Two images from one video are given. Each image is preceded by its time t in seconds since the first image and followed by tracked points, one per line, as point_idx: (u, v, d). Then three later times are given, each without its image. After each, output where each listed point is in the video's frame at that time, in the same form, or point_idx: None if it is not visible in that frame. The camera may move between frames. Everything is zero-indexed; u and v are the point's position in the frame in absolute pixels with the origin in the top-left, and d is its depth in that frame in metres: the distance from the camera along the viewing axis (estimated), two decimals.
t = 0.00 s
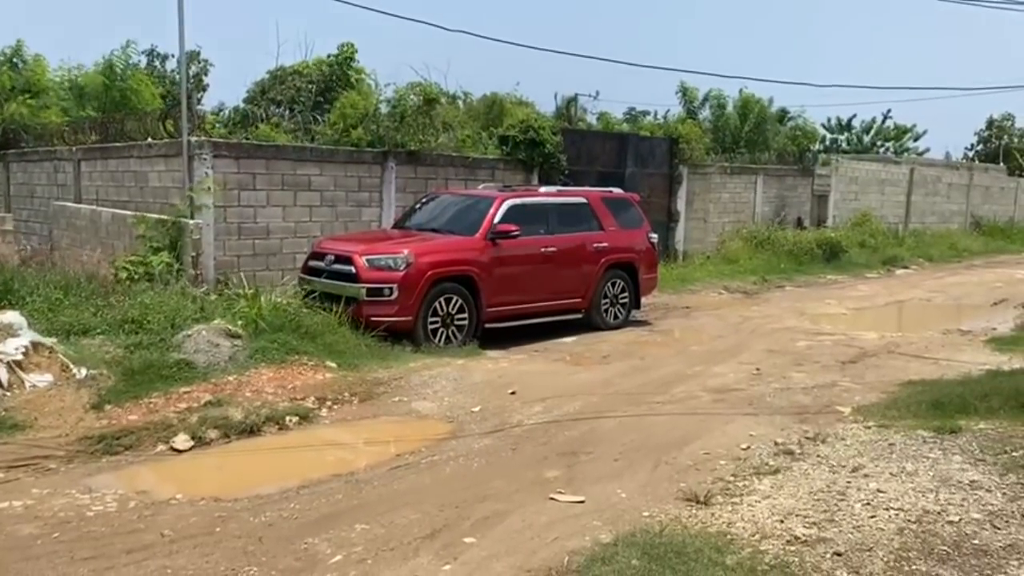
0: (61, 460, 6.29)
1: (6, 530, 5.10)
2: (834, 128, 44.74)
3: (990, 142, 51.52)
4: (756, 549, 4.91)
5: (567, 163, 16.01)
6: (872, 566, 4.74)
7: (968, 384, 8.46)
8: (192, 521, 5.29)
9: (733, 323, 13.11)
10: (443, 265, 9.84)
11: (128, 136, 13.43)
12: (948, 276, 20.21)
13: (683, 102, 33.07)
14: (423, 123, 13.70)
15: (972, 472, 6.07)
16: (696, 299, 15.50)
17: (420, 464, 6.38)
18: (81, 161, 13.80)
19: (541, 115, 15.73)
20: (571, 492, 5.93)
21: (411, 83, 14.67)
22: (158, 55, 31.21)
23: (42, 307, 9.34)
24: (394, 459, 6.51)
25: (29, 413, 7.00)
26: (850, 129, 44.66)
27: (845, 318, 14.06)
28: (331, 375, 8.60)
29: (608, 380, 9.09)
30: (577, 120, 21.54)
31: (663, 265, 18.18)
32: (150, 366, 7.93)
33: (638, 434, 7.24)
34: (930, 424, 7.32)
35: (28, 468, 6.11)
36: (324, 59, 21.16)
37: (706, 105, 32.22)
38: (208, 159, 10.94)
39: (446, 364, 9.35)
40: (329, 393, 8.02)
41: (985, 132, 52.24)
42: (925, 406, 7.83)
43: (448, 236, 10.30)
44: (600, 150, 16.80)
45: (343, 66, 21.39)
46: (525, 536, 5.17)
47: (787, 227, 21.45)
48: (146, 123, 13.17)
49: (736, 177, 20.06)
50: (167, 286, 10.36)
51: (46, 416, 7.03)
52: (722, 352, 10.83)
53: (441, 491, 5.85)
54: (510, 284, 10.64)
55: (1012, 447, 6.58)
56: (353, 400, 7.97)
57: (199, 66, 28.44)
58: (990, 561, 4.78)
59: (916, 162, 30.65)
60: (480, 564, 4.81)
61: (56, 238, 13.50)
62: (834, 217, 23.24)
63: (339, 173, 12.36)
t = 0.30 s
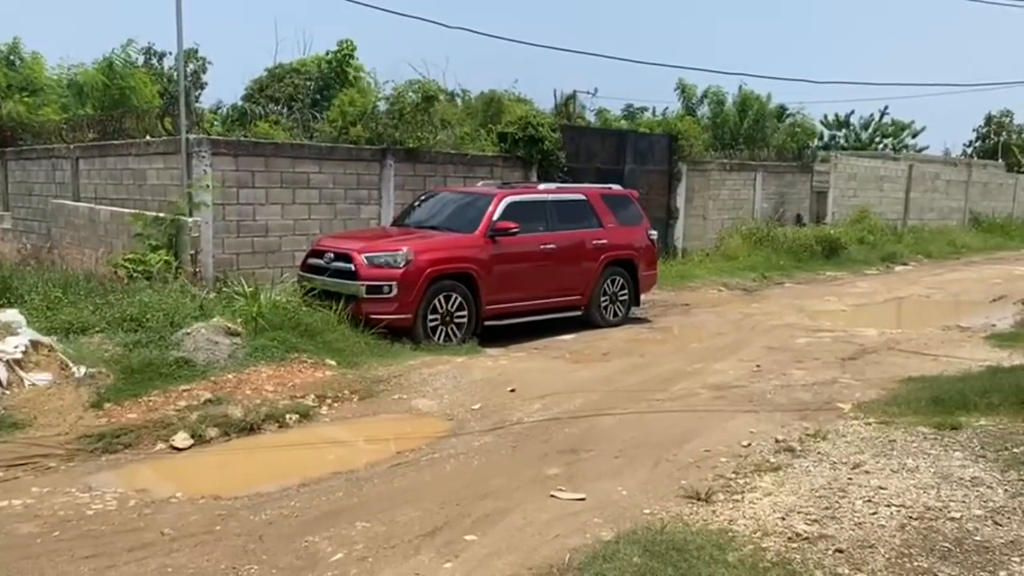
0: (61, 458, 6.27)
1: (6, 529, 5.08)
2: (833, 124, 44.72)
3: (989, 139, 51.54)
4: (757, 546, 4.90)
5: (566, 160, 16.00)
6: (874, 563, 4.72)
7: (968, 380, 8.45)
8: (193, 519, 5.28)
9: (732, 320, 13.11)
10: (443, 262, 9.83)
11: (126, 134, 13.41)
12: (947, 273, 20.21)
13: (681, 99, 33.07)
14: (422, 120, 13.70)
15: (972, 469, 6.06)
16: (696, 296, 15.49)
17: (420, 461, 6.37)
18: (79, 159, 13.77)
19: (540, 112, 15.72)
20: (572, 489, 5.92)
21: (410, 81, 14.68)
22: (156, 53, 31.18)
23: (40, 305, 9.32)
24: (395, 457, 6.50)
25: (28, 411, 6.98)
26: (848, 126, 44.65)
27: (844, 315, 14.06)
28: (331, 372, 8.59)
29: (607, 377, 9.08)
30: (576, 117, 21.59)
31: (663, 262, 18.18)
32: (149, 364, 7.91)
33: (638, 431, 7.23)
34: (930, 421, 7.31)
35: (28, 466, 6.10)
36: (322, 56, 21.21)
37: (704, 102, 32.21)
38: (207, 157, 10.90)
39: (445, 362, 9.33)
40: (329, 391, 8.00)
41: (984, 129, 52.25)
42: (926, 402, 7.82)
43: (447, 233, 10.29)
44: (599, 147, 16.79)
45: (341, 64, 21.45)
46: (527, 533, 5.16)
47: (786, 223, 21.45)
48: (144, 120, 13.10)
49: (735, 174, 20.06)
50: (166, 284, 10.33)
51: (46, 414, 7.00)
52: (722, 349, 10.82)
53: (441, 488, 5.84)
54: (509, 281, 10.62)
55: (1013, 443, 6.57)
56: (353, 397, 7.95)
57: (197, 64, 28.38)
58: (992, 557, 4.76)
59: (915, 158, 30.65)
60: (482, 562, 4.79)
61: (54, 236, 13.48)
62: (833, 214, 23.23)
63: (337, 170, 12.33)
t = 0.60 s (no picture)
0: (57, 459, 6.27)
1: (2, 530, 5.08)
2: (830, 123, 44.74)
3: (987, 137, 51.57)
4: (753, 545, 4.91)
5: (563, 159, 16.02)
6: (870, 561, 4.73)
7: (964, 379, 8.46)
8: (189, 519, 5.28)
9: (730, 319, 13.11)
10: (440, 262, 9.83)
11: (122, 133, 13.40)
12: (944, 271, 20.23)
13: (679, 98, 33.07)
14: (419, 119, 13.60)
15: (968, 467, 6.08)
16: (693, 295, 15.49)
17: (417, 461, 6.37)
18: (76, 159, 13.76)
19: (537, 111, 15.72)
20: (568, 488, 5.92)
21: (406, 80, 14.68)
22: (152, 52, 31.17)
23: (37, 305, 9.32)
24: (392, 456, 6.50)
25: (24, 412, 6.98)
26: (846, 125, 44.66)
27: (842, 314, 14.06)
28: (328, 372, 8.59)
29: (605, 376, 9.08)
30: (575, 115, 21.69)
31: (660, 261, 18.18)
32: (146, 365, 7.91)
33: (635, 430, 7.24)
34: (927, 419, 7.32)
35: (24, 467, 6.10)
36: (318, 55, 21.23)
37: (701, 101, 32.24)
38: (204, 156, 10.89)
39: (443, 361, 9.33)
40: (325, 391, 8.01)
41: (982, 127, 52.28)
42: (922, 401, 7.83)
43: (444, 233, 10.29)
44: (596, 146, 16.79)
45: (337, 62, 21.47)
46: (523, 533, 5.17)
47: (783, 222, 21.45)
48: (140, 119, 13.08)
49: (732, 173, 20.07)
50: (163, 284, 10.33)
51: (42, 415, 7.00)
52: (719, 348, 10.83)
53: (438, 488, 5.85)
54: (506, 281, 10.62)
55: (1009, 441, 6.59)
56: (350, 397, 7.95)
57: (194, 64, 28.36)
58: (987, 556, 4.78)
59: (912, 157, 30.66)
60: (478, 562, 4.80)
61: (51, 236, 13.47)
62: (830, 213, 23.23)
63: (334, 170, 12.33)
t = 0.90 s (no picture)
0: (53, 460, 6.27)
1: None
2: (826, 123, 44.80)
3: (983, 137, 51.66)
4: (749, 545, 4.91)
5: (560, 160, 16.03)
6: (865, 562, 4.74)
7: (960, 378, 8.47)
8: (185, 521, 5.28)
9: (726, 318, 13.13)
10: (437, 262, 9.83)
11: (119, 134, 13.39)
12: (940, 271, 20.24)
13: (675, 98, 33.11)
14: (416, 120, 13.60)
15: (964, 467, 6.09)
16: (690, 295, 15.50)
17: (414, 462, 6.38)
18: (72, 160, 13.76)
19: (534, 111, 15.73)
20: (565, 489, 5.93)
21: (404, 80, 14.69)
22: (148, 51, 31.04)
23: (33, 307, 9.31)
24: (388, 457, 6.50)
25: (20, 414, 6.97)
26: (842, 125, 44.71)
27: (838, 314, 14.08)
28: (325, 373, 8.59)
29: (601, 376, 9.09)
30: (571, 116, 21.66)
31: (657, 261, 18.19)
32: (142, 366, 7.91)
33: (632, 431, 7.25)
34: (923, 419, 7.33)
35: (20, 469, 6.10)
36: (314, 55, 21.28)
37: (697, 101, 32.27)
38: (200, 157, 10.90)
39: (440, 362, 9.34)
40: (322, 391, 8.01)
41: (978, 127, 52.36)
42: (918, 400, 7.84)
43: (441, 233, 10.29)
44: (593, 146, 16.80)
45: (331, 62, 21.52)
46: (520, 534, 5.18)
47: (780, 222, 21.47)
48: (136, 120, 13.08)
49: (729, 173, 20.09)
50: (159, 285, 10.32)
51: (38, 416, 7.00)
52: (716, 348, 10.83)
53: (435, 489, 5.85)
54: (503, 281, 10.62)
55: (1005, 441, 6.60)
56: (347, 398, 7.95)
57: (191, 64, 28.36)
58: (983, 555, 4.79)
59: (908, 157, 30.69)
60: (474, 563, 4.80)
61: (47, 237, 13.47)
62: (827, 213, 23.24)
63: (331, 171, 12.33)
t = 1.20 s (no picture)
0: (47, 462, 6.26)
1: None
2: (821, 123, 44.85)
3: (977, 137, 51.77)
4: (745, 545, 4.91)
5: (555, 160, 16.04)
6: (860, 561, 4.74)
7: (955, 378, 8.48)
8: (180, 522, 5.27)
9: (722, 318, 13.13)
10: (432, 262, 9.82)
11: (113, 134, 13.36)
12: (935, 270, 20.27)
13: (670, 98, 33.14)
14: (411, 120, 13.64)
15: (959, 466, 6.10)
16: (685, 295, 15.50)
17: (409, 462, 6.37)
18: (67, 160, 13.72)
19: (530, 112, 15.73)
20: (561, 489, 5.92)
21: (399, 80, 14.69)
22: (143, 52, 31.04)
23: (27, 307, 9.29)
24: (383, 458, 6.49)
25: (14, 415, 6.96)
26: (837, 125, 44.77)
27: (833, 313, 14.09)
28: (320, 373, 8.58)
29: (597, 376, 9.08)
30: (567, 116, 21.65)
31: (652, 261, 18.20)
32: (137, 367, 7.90)
33: (627, 431, 7.25)
34: (918, 419, 7.33)
35: (14, 470, 6.08)
36: (308, 56, 21.28)
37: (693, 101, 32.28)
38: (195, 157, 10.87)
39: (435, 362, 9.33)
40: (317, 392, 8.00)
41: (973, 126, 52.49)
42: (913, 400, 7.85)
43: (437, 234, 10.28)
44: (588, 147, 16.80)
45: (326, 63, 21.53)
46: (515, 534, 5.17)
47: (775, 222, 21.49)
48: (131, 120, 13.05)
49: (724, 173, 20.10)
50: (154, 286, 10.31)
51: (32, 417, 6.98)
52: (711, 348, 10.84)
53: (430, 490, 5.84)
54: (499, 281, 10.61)
55: (999, 440, 6.61)
56: (342, 399, 7.94)
57: (185, 64, 28.32)
58: (977, 555, 4.79)
59: (903, 156, 30.75)
60: (470, 563, 4.80)
61: (42, 237, 13.44)
62: (822, 213, 23.25)
63: (326, 171, 12.32)
